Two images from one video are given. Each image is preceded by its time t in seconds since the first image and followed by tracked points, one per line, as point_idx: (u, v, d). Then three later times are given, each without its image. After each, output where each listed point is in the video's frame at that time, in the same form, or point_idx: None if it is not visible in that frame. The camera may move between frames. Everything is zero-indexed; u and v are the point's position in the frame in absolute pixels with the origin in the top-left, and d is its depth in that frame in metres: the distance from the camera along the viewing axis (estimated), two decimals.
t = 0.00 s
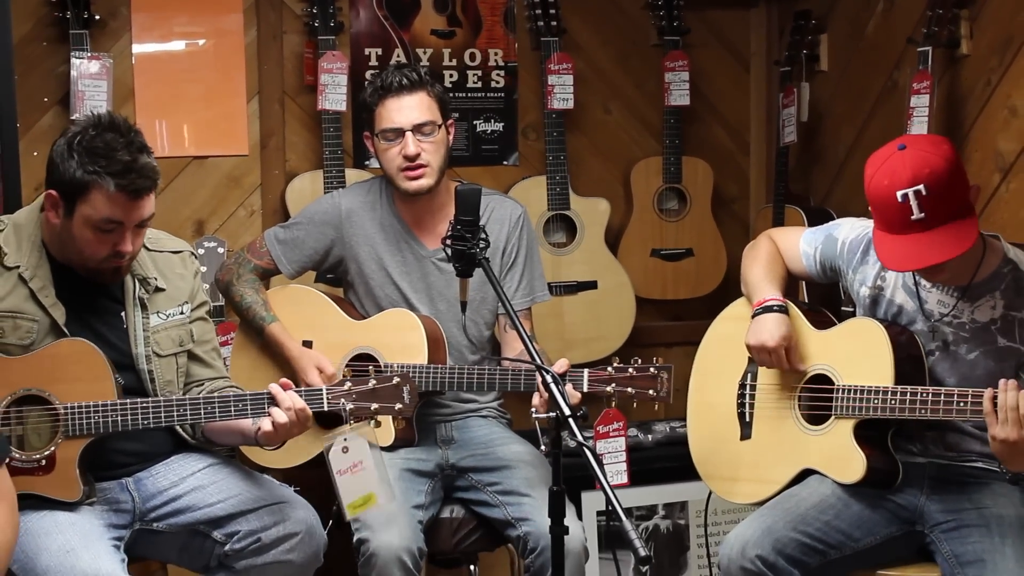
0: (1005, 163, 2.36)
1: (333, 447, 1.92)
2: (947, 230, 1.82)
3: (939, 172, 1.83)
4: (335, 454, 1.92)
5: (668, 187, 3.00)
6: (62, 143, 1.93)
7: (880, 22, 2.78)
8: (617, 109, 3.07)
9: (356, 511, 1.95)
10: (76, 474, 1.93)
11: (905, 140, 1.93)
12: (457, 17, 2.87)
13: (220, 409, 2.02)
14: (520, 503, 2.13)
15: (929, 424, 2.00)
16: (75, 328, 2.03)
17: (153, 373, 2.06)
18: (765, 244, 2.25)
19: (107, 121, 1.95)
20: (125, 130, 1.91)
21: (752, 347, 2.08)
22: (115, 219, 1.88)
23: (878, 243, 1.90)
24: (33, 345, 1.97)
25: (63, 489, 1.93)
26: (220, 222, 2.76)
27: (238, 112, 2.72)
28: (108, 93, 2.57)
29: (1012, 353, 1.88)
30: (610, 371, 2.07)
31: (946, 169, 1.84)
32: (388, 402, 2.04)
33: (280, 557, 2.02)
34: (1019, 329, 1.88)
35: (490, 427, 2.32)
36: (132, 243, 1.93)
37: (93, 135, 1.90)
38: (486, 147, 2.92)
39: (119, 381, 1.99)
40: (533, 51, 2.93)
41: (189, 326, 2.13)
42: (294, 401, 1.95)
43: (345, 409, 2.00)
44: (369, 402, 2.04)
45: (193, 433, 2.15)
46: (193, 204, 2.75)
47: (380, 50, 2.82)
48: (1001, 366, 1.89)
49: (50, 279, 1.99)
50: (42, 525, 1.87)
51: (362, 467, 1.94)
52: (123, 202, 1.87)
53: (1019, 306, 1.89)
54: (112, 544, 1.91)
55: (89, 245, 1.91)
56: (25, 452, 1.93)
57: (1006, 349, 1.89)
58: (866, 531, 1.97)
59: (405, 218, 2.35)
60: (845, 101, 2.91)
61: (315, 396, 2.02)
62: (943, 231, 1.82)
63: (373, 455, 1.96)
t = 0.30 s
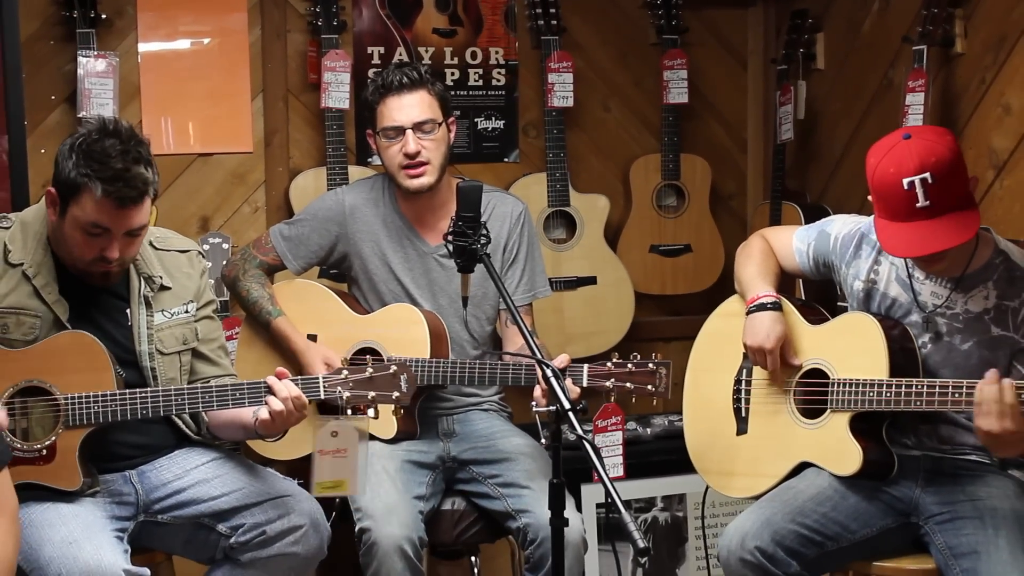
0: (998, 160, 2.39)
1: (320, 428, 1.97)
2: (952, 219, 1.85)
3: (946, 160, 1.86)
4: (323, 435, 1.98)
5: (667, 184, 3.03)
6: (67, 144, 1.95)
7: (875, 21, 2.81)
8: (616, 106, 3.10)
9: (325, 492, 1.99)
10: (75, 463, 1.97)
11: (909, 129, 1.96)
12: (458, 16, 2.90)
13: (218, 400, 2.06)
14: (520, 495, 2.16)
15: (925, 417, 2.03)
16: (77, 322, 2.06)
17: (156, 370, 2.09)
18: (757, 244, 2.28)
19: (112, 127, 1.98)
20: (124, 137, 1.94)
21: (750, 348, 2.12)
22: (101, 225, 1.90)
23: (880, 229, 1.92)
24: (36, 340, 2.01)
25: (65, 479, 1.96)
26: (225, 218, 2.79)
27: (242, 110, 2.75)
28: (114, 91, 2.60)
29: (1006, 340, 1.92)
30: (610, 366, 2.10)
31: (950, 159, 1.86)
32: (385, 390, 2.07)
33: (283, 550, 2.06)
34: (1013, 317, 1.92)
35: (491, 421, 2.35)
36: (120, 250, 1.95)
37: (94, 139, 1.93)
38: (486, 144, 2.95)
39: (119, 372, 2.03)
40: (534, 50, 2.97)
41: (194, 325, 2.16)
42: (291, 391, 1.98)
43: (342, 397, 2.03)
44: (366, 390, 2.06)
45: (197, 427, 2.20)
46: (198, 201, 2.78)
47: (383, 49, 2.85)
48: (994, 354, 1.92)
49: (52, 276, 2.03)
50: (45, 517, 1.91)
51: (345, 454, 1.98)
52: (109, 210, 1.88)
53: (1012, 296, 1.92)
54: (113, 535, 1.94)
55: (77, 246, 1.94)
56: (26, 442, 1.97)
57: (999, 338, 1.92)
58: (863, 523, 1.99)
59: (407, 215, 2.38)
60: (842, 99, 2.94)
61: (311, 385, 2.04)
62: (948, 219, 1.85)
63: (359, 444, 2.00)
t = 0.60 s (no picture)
0: (994, 159, 2.42)
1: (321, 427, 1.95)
2: (942, 220, 1.89)
3: (932, 163, 1.90)
4: (325, 438, 1.94)
5: (668, 182, 3.07)
6: (78, 142, 1.99)
7: (874, 22, 2.84)
8: (618, 106, 3.14)
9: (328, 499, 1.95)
10: (84, 458, 2.01)
11: (895, 133, 2.00)
12: (462, 17, 2.94)
13: (224, 398, 2.08)
14: (525, 489, 2.20)
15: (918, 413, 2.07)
16: (87, 318, 2.11)
17: (165, 367, 2.14)
18: (755, 241, 2.32)
19: (122, 123, 2.02)
20: (135, 132, 1.98)
21: (745, 345, 2.15)
22: (119, 219, 1.95)
23: (872, 234, 1.96)
24: (48, 335, 2.06)
25: (73, 472, 2.00)
26: (233, 216, 2.83)
27: (249, 109, 2.79)
28: (124, 91, 2.65)
29: (999, 338, 1.96)
30: (611, 362, 2.14)
31: (936, 162, 1.91)
32: (390, 389, 2.11)
33: (289, 543, 2.10)
34: (1006, 316, 1.95)
35: (496, 415, 2.39)
36: (138, 243, 1.99)
37: (106, 135, 1.97)
38: (490, 143, 2.99)
39: (128, 369, 2.07)
40: (537, 50, 3.00)
41: (202, 321, 2.20)
42: (297, 390, 2.02)
43: (346, 396, 2.07)
44: (370, 389, 2.10)
45: (205, 422, 2.23)
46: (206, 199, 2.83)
47: (388, 49, 2.88)
48: (987, 351, 1.96)
49: (65, 271, 2.07)
50: (55, 510, 1.95)
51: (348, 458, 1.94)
52: (127, 203, 1.93)
53: (1005, 294, 1.96)
54: (122, 527, 1.98)
55: (95, 242, 1.99)
56: (36, 436, 2.01)
57: (992, 335, 1.96)
58: (858, 516, 2.03)
59: (411, 213, 2.43)
60: (841, 99, 2.98)
61: (316, 382, 2.07)
62: (937, 221, 1.89)
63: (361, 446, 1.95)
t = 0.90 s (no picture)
0: (999, 158, 2.43)
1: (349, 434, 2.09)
2: (943, 225, 1.90)
3: (937, 168, 1.91)
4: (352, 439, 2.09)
5: (674, 182, 3.08)
6: (91, 136, 2.03)
7: (878, 21, 2.86)
8: (624, 105, 3.15)
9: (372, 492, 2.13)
10: (104, 458, 2.03)
11: (905, 135, 2.01)
12: (469, 17, 2.96)
13: (244, 397, 2.11)
14: (531, 484, 2.22)
15: (925, 410, 2.09)
16: (102, 315, 2.13)
17: (177, 362, 2.16)
18: (763, 237, 2.32)
19: (133, 115, 2.06)
20: (150, 123, 2.02)
21: (755, 352, 2.18)
22: (140, 209, 1.98)
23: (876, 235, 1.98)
24: (62, 334, 2.07)
25: (93, 472, 2.02)
26: (242, 215, 2.85)
27: (258, 109, 2.81)
28: (134, 91, 2.66)
29: (1010, 337, 1.97)
30: (618, 356, 2.15)
31: (941, 165, 1.91)
32: (404, 389, 2.13)
33: (301, 536, 2.11)
34: (1016, 314, 1.97)
35: (501, 412, 2.41)
36: (157, 232, 2.03)
37: (120, 127, 2.01)
38: (497, 142, 3.01)
39: (145, 369, 2.09)
40: (543, 50, 3.02)
41: (211, 316, 2.22)
42: (317, 394, 2.04)
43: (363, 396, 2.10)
44: (386, 390, 2.13)
45: (216, 418, 2.26)
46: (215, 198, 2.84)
47: (396, 49, 2.90)
48: (997, 349, 1.97)
49: (78, 270, 2.09)
50: (72, 505, 1.96)
51: (377, 450, 2.11)
52: (148, 191, 1.97)
53: (1016, 292, 1.97)
54: (139, 523, 2.00)
55: (116, 234, 2.01)
56: (54, 437, 2.02)
57: (1003, 333, 1.97)
58: (865, 513, 2.04)
59: (417, 214, 2.44)
60: (846, 98, 2.99)
61: (334, 384, 2.11)
62: (938, 227, 1.90)
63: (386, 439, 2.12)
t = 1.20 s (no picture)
0: (1005, 156, 2.44)
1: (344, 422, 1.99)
2: (958, 232, 1.92)
3: (952, 175, 1.92)
4: (348, 431, 2.00)
5: (681, 180, 3.10)
6: (98, 134, 2.05)
7: (885, 22, 2.87)
8: (632, 105, 3.17)
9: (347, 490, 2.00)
10: (110, 452, 2.05)
11: (915, 140, 2.02)
12: (478, 17, 2.97)
13: (246, 394, 2.12)
14: (538, 484, 2.23)
15: (931, 407, 2.10)
16: (111, 313, 2.15)
17: (187, 361, 2.18)
18: (766, 237, 2.34)
19: (140, 113, 2.08)
20: (153, 120, 2.04)
21: (762, 348, 2.19)
22: (138, 204, 1.99)
23: (890, 241, 1.99)
24: (73, 330, 2.10)
25: (100, 466, 2.05)
26: (253, 213, 2.87)
27: (268, 108, 2.83)
28: (146, 90, 2.68)
29: (1013, 334, 1.99)
30: (627, 353, 2.17)
31: (956, 172, 1.93)
32: (410, 383, 2.13)
33: (307, 534, 2.14)
34: (1018, 311, 1.99)
35: (512, 410, 2.42)
36: (156, 228, 2.03)
37: (125, 123, 2.03)
38: (506, 141, 3.03)
39: (152, 364, 2.11)
40: (552, 50, 3.04)
41: (223, 316, 2.24)
42: (320, 386, 2.05)
43: (367, 390, 2.10)
44: (390, 385, 2.12)
45: (224, 415, 2.26)
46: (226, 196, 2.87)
47: (405, 49, 2.92)
48: (1001, 345, 1.99)
49: (89, 268, 2.11)
50: (79, 501, 1.99)
51: (369, 449, 1.99)
52: (144, 185, 1.97)
53: (1019, 290, 1.99)
54: (145, 519, 2.02)
55: (115, 227, 2.02)
56: (62, 431, 2.05)
57: (1006, 330, 1.99)
58: (872, 510, 2.05)
59: (429, 212, 2.46)
60: (852, 98, 3.00)
61: (339, 377, 2.11)
62: (954, 233, 1.92)
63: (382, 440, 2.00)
